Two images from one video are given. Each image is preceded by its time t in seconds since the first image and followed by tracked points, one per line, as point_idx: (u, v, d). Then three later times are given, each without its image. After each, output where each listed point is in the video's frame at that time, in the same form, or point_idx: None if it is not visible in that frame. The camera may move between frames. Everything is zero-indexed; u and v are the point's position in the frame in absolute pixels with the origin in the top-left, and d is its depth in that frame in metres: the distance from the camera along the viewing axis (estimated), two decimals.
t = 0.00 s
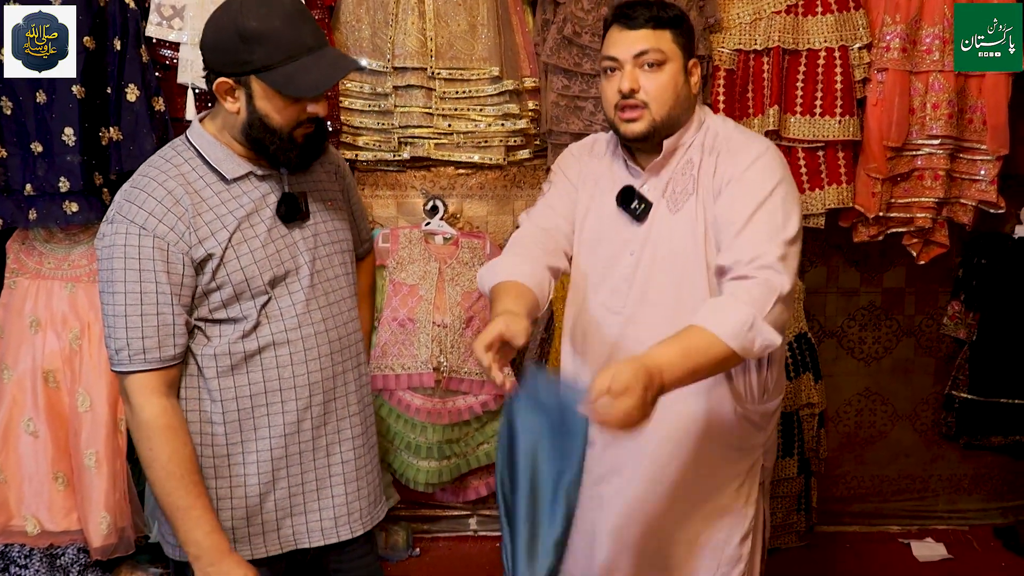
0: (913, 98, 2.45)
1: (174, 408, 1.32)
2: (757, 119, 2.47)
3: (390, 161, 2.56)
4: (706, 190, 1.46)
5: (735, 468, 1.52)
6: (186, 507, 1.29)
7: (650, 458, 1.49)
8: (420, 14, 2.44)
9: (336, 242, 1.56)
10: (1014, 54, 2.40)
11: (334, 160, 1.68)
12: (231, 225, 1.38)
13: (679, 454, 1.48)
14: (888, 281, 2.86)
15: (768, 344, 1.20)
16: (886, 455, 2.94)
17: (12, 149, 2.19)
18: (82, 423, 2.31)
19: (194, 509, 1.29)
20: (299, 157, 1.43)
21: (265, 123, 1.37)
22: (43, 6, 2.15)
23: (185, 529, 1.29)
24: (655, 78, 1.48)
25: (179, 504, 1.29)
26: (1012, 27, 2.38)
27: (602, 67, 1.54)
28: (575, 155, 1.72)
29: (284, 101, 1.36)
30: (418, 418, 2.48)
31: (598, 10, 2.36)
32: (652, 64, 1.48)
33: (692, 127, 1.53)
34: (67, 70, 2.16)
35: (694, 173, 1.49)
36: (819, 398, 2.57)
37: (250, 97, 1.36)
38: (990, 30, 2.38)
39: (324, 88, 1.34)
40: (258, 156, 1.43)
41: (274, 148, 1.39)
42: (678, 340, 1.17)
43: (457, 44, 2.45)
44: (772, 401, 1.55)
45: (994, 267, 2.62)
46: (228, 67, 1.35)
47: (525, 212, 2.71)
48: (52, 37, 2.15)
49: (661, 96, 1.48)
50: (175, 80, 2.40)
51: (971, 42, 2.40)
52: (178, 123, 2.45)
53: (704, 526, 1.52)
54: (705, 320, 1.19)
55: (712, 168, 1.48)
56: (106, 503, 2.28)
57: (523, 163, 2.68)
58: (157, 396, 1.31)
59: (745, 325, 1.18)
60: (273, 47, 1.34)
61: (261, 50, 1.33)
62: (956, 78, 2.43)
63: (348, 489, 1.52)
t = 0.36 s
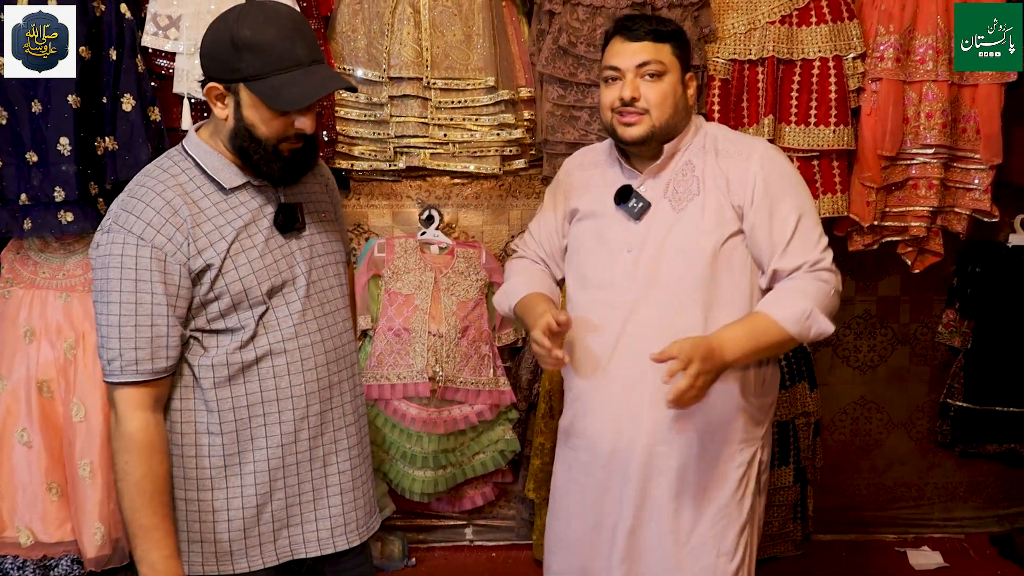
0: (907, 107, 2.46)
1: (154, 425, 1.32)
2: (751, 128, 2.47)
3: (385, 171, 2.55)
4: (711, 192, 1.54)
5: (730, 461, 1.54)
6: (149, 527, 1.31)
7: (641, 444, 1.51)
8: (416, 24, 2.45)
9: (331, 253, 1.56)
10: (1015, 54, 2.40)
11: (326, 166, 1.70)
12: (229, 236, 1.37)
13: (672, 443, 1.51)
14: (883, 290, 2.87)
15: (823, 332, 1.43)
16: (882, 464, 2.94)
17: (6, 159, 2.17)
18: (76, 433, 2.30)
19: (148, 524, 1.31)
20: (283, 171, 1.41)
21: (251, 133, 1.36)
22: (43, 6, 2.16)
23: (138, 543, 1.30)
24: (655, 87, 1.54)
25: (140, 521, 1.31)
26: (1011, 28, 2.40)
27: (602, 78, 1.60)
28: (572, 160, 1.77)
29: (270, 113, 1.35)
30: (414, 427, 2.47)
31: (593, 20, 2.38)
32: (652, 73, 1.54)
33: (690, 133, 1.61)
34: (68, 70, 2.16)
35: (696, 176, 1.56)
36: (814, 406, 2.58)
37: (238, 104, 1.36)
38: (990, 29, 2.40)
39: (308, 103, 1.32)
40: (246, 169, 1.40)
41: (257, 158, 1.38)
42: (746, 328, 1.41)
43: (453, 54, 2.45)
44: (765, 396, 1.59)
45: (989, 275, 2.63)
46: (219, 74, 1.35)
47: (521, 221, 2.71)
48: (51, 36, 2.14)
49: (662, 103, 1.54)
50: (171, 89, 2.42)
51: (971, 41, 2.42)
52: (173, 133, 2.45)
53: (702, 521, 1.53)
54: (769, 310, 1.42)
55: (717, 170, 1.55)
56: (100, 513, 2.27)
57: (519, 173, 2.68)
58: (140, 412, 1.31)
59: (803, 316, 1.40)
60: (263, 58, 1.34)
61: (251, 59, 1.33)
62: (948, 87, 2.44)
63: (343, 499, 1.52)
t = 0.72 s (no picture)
0: (901, 112, 2.47)
1: (150, 429, 1.32)
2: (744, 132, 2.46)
3: (380, 175, 2.56)
4: (715, 178, 1.64)
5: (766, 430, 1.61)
6: (156, 531, 1.30)
7: (674, 422, 1.58)
8: (410, 28, 2.45)
9: (319, 260, 1.55)
10: (1015, 54, 2.41)
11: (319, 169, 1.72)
12: (214, 244, 1.37)
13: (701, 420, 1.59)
14: (877, 293, 2.88)
15: (833, 287, 1.49)
16: (876, 467, 2.94)
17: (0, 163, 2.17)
18: (69, 438, 2.29)
19: (155, 528, 1.30)
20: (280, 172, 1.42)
21: (235, 140, 1.36)
22: (43, 6, 2.17)
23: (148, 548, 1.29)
24: (644, 79, 1.69)
25: (146, 525, 1.29)
26: (1011, 27, 2.42)
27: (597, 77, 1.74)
28: (575, 172, 1.89)
29: (254, 120, 1.35)
30: (409, 431, 2.47)
31: (587, 24, 2.38)
32: (642, 67, 1.69)
33: (684, 128, 1.72)
34: (68, 69, 2.16)
35: (698, 165, 1.66)
36: (808, 410, 2.59)
37: (223, 111, 1.36)
38: (990, 29, 2.42)
39: (292, 110, 1.32)
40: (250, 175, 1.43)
41: (242, 165, 1.37)
42: (767, 281, 1.46)
43: (447, 58, 2.45)
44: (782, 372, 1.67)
45: (982, 279, 2.64)
46: (204, 80, 1.35)
47: (515, 225, 2.72)
48: (51, 36, 2.15)
49: (653, 94, 1.68)
50: (164, 93, 2.41)
51: (971, 41, 2.43)
52: (167, 137, 2.44)
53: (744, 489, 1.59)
54: (780, 264, 1.50)
55: (718, 159, 1.66)
56: (94, 518, 2.26)
57: (513, 177, 2.69)
58: (134, 417, 1.31)
59: (814, 268, 1.48)
60: (247, 65, 1.33)
61: (235, 65, 1.33)
62: (942, 92, 2.44)
63: (332, 506, 1.52)
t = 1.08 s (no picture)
0: (898, 115, 2.47)
1: (144, 433, 1.33)
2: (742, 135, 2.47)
3: (378, 177, 2.56)
4: (771, 184, 1.58)
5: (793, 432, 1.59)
6: (144, 535, 1.30)
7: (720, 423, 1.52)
8: (409, 30, 2.45)
9: (318, 264, 1.55)
10: (1014, 54, 2.42)
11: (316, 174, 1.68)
12: (213, 248, 1.37)
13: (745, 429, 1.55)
14: (875, 296, 2.88)
15: (861, 293, 1.50)
16: (875, 470, 2.94)
17: None
18: (68, 440, 2.29)
19: (144, 532, 1.30)
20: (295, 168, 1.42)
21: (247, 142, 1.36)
22: (43, 6, 2.17)
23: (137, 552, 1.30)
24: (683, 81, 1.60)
25: (136, 530, 1.30)
26: (1011, 28, 2.42)
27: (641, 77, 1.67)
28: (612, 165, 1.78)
29: (266, 120, 1.35)
30: (406, 434, 2.47)
31: (586, 27, 2.41)
32: (682, 69, 1.60)
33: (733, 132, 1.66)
34: (68, 70, 2.17)
35: (751, 169, 1.60)
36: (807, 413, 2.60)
37: (234, 114, 1.35)
38: (990, 29, 2.42)
39: (311, 103, 1.34)
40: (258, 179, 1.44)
41: (261, 165, 1.38)
42: (803, 271, 1.48)
43: (445, 60, 2.45)
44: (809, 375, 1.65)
45: (982, 282, 2.63)
46: (212, 84, 1.33)
47: (513, 228, 2.72)
48: (51, 36, 2.15)
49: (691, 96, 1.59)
50: (163, 96, 2.41)
51: (971, 41, 2.43)
52: (165, 139, 2.44)
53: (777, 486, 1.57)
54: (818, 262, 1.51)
55: (771, 164, 1.60)
56: (92, 520, 2.26)
57: (511, 179, 2.69)
58: (130, 421, 1.31)
59: (849, 271, 1.49)
60: (255, 65, 1.33)
61: (243, 68, 1.32)
62: (940, 94, 2.44)
63: (329, 509, 1.51)
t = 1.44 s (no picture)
0: (898, 115, 2.47)
1: (147, 431, 1.32)
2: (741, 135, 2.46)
3: (378, 177, 2.56)
4: (835, 202, 1.62)
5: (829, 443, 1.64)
6: (148, 533, 1.31)
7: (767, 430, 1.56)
8: (408, 30, 2.45)
9: (320, 262, 1.55)
10: (1014, 54, 2.43)
11: (320, 178, 1.68)
12: (217, 246, 1.37)
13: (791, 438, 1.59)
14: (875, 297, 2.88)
15: (914, 322, 1.56)
16: (875, 471, 2.94)
17: None
18: (68, 440, 2.29)
19: (147, 531, 1.31)
20: (308, 159, 1.46)
21: (269, 137, 1.39)
22: (43, 6, 2.17)
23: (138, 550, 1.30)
24: (750, 97, 1.60)
25: (139, 529, 1.30)
26: (1011, 28, 2.43)
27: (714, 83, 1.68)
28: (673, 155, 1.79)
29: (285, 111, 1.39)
30: (406, 434, 2.47)
31: (585, 28, 2.41)
32: (750, 83, 1.60)
33: (804, 144, 1.68)
34: (68, 70, 2.17)
35: (820, 184, 1.63)
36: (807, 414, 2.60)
37: (259, 112, 1.37)
38: (990, 29, 2.43)
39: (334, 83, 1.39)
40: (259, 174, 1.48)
41: (294, 154, 1.42)
42: (866, 298, 1.52)
43: (445, 60, 2.45)
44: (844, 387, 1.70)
45: (981, 283, 2.64)
46: (230, 85, 1.34)
47: (513, 228, 2.72)
48: (52, 36, 2.15)
49: (755, 113, 1.59)
50: (162, 96, 2.41)
51: (971, 41, 2.44)
52: (165, 139, 2.44)
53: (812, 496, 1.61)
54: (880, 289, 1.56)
55: (837, 181, 1.64)
56: (91, 521, 2.26)
57: (511, 179, 2.69)
58: (134, 420, 1.31)
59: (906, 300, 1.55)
60: (275, 61, 1.36)
61: (265, 65, 1.35)
62: (939, 95, 2.45)
63: (331, 507, 1.52)
